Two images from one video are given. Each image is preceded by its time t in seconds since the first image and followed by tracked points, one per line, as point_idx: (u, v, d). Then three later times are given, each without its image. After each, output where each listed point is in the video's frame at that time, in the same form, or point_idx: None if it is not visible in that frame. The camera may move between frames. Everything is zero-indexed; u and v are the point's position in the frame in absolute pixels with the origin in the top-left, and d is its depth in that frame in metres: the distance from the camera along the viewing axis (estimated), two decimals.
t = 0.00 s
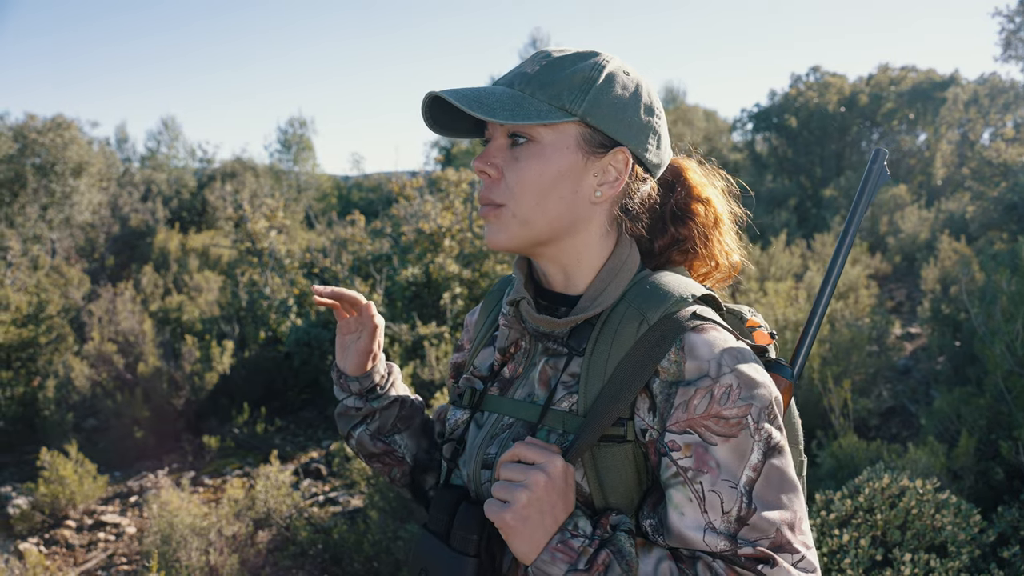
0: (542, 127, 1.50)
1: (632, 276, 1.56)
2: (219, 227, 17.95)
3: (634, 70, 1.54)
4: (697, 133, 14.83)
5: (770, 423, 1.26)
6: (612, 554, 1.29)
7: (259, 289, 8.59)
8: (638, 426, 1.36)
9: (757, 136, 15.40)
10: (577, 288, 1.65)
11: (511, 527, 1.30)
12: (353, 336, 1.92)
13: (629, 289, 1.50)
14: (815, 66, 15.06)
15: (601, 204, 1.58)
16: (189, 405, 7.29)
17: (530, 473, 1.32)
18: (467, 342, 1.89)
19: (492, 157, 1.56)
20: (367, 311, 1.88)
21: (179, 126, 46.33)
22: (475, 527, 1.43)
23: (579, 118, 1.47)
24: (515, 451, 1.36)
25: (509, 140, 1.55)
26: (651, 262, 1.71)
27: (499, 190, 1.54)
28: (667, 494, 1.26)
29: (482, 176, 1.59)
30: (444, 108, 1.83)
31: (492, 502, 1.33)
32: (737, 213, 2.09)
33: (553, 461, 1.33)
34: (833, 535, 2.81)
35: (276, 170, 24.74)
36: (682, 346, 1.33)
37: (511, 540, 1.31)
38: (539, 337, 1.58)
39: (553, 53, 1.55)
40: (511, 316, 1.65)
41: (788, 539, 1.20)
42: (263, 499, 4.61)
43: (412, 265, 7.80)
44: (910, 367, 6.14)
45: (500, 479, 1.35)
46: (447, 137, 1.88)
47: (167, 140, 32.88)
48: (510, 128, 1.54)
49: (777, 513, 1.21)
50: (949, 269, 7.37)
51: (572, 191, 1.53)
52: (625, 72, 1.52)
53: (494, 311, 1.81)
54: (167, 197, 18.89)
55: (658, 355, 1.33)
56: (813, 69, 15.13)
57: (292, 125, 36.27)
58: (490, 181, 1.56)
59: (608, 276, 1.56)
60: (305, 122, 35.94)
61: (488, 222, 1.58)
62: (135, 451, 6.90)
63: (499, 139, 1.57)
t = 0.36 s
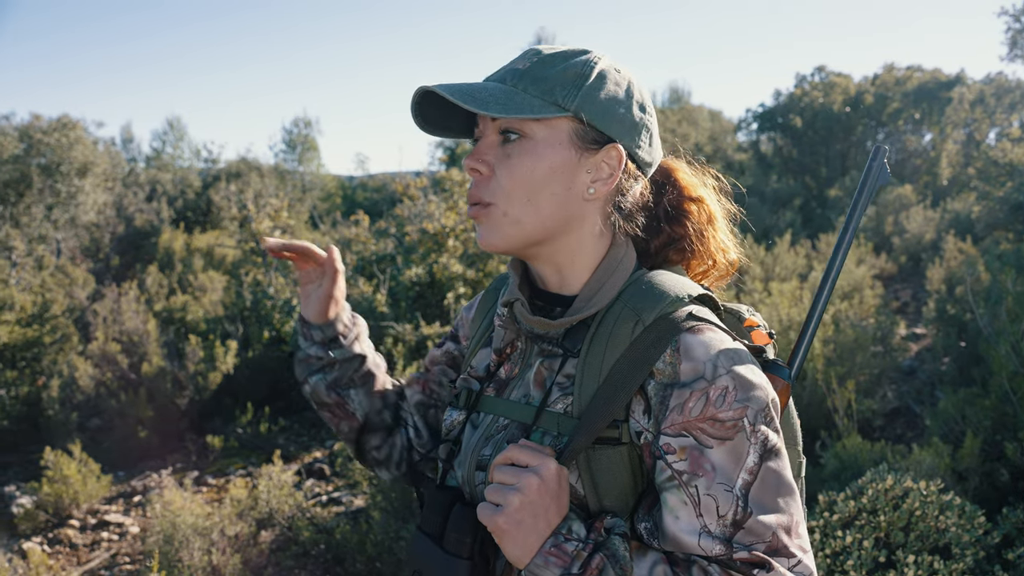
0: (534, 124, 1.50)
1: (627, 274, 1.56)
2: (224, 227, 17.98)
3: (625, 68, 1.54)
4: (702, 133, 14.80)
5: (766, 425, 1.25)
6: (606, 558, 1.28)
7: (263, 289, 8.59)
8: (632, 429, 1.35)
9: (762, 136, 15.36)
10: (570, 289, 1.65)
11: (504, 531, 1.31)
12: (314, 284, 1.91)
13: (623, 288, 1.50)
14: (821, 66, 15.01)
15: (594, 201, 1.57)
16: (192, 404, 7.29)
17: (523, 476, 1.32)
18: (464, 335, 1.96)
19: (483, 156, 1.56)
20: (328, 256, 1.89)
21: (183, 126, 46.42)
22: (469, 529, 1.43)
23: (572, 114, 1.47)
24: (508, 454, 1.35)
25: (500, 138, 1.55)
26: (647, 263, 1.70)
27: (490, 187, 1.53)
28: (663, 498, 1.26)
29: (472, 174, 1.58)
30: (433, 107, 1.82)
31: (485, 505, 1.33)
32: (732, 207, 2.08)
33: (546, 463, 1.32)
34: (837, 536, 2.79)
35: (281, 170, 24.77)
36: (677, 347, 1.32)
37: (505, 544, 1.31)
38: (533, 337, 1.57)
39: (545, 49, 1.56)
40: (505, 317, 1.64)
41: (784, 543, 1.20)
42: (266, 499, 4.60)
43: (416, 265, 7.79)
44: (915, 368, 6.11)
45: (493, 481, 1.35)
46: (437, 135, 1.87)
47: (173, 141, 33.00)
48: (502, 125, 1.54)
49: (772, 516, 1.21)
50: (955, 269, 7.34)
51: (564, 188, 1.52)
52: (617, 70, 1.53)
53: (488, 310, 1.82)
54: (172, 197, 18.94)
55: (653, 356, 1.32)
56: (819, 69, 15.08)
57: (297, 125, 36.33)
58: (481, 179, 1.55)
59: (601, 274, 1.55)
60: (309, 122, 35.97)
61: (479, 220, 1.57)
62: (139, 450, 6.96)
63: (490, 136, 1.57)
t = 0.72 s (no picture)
0: (509, 123, 1.49)
1: (617, 271, 1.56)
2: (229, 227, 18.03)
3: (600, 59, 1.53)
4: (707, 133, 14.76)
5: (761, 424, 1.24)
6: (603, 564, 1.27)
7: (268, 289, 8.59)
8: (626, 432, 1.34)
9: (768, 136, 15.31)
10: (559, 287, 1.64)
11: (500, 541, 1.28)
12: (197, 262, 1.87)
13: (612, 288, 1.49)
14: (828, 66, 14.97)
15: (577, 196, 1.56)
16: (197, 404, 7.29)
17: (517, 484, 1.30)
18: (449, 328, 1.96)
19: (459, 161, 1.55)
20: (189, 227, 1.81)
21: (189, 127, 46.57)
22: (462, 537, 1.41)
23: (546, 111, 1.46)
24: (500, 461, 1.35)
25: (475, 141, 1.54)
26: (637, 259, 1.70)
27: (470, 192, 1.52)
28: (659, 502, 1.24)
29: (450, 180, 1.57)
30: (407, 112, 1.81)
31: (478, 515, 1.31)
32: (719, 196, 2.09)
33: (539, 471, 1.31)
34: (842, 538, 2.77)
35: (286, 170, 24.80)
36: (670, 348, 1.31)
37: (501, 554, 1.28)
38: (522, 339, 1.57)
39: (515, 47, 1.55)
40: (493, 319, 1.63)
41: (782, 543, 1.19)
42: (269, 499, 4.59)
43: (420, 265, 7.77)
44: (921, 368, 6.08)
45: (486, 490, 1.34)
46: (413, 142, 1.85)
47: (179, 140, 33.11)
48: (477, 128, 1.53)
49: (770, 517, 1.20)
50: (961, 269, 7.30)
51: (543, 186, 1.51)
52: (591, 61, 1.51)
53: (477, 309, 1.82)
54: (178, 197, 18.99)
55: (645, 359, 1.32)
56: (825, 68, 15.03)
57: (302, 125, 36.41)
58: (461, 185, 1.54)
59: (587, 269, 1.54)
60: (314, 121, 36.02)
61: (460, 226, 1.56)
62: (144, 450, 6.97)
63: (466, 140, 1.56)
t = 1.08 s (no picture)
0: (514, 125, 1.47)
1: (613, 272, 1.56)
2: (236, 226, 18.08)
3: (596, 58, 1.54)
4: (714, 133, 14.73)
5: (758, 423, 1.24)
6: (600, 565, 1.27)
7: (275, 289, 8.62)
8: (622, 431, 1.34)
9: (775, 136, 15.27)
10: (554, 287, 1.63)
11: (496, 541, 1.29)
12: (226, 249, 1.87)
13: (607, 288, 1.49)
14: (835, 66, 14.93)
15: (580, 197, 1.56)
16: (203, 403, 7.31)
17: (513, 484, 1.30)
18: (443, 331, 1.97)
19: (463, 162, 1.52)
20: (230, 218, 1.82)
21: (197, 127, 46.81)
22: (458, 537, 1.41)
23: (553, 112, 1.45)
24: (496, 461, 1.34)
25: (479, 141, 1.52)
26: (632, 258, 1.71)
27: (476, 194, 1.50)
28: (656, 501, 1.24)
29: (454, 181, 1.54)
30: (398, 107, 1.77)
31: (475, 515, 1.31)
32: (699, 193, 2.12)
33: (536, 470, 1.31)
34: (848, 539, 2.76)
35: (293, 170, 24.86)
36: (666, 347, 1.31)
37: (497, 554, 1.29)
38: (516, 339, 1.57)
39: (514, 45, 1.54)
40: (489, 319, 1.63)
41: (779, 542, 1.19)
42: (275, 498, 4.60)
43: (427, 264, 7.76)
44: (929, 369, 6.05)
45: (483, 491, 1.34)
46: (407, 141, 1.85)
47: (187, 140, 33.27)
48: (480, 129, 1.51)
49: (767, 516, 1.19)
50: (970, 269, 7.26)
51: (549, 188, 1.51)
52: (588, 62, 1.52)
53: (473, 312, 1.83)
54: (186, 197, 19.06)
55: (641, 358, 1.31)
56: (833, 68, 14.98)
57: (309, 125, 36.51)
58: (465, 186, 1.52)
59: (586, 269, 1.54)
60: (321, 122, 36.12)
61: (463, 229, 1.54)
62: (152, 449, 6.99)
63: (469, 140, 1.54)
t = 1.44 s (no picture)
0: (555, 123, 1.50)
1: (610, 269, 1.57)
2: (245, 227, 18.15)
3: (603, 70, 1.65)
4: (723, 133, 14.68)
5: (755, 419, 1.22)
6: (599, 564, 1.26)
7: (283, 289, 8.65)
8: (619, 429, 1.33)
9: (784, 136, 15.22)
10: (550, 287, 1.63)
11: (494, 542, 1.27)
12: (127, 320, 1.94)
13: (604, 285, 1.50)
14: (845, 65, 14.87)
15: (595, 198, 1.62)
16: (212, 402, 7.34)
17: (510, 483, 1.30)
18: (438, 330, 1.95)
19: (499, 157, 1.49)
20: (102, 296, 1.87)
21: (206, 128, 47.04)
22: (456, 538, 1.41)
23: (588, 112, 1.51)
24: (493, 461, 1.34)
25: (514, 137, 1.51)
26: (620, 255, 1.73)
27: (517, 190, 1.48)
28: (654, 499, 1.23)
29: (484, 176, 1.50)
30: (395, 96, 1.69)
31: (472, 516, 1.31)
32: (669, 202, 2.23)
33: (533, 470, 1.30)
34: (856, 541, 2.74)
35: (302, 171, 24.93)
36: (662, 343, 1.30)
37: (495, 555, 1.28)
38: (512, 338, 1.57)
39: (541, 43, 1.55)
40: (484, 319, 1.62)
41: (778, 538, 1.18)
42: (283, 497, 4.61)
43: (434, 264, 7.76)
44: (939, 370, 6.00)
45: (480, 491, 1.33)
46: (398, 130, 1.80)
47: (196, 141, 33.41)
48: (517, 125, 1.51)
49: (765, 512, 1.18)
50: (981, 270, 7.21)
51: (579, 188, 1.54)
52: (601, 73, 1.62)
53: (467, 312, 1.83)
54: (195, 197, 19.13)
55: (637, 355, 1.31)
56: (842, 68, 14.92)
57: (318, 126, 36.60)
58: (502, 182, 1.49)
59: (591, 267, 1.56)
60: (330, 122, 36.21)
61: (494, 226, 1.50)
62: (160, 448, 7.01)
63: (501, 135, 1.52)
